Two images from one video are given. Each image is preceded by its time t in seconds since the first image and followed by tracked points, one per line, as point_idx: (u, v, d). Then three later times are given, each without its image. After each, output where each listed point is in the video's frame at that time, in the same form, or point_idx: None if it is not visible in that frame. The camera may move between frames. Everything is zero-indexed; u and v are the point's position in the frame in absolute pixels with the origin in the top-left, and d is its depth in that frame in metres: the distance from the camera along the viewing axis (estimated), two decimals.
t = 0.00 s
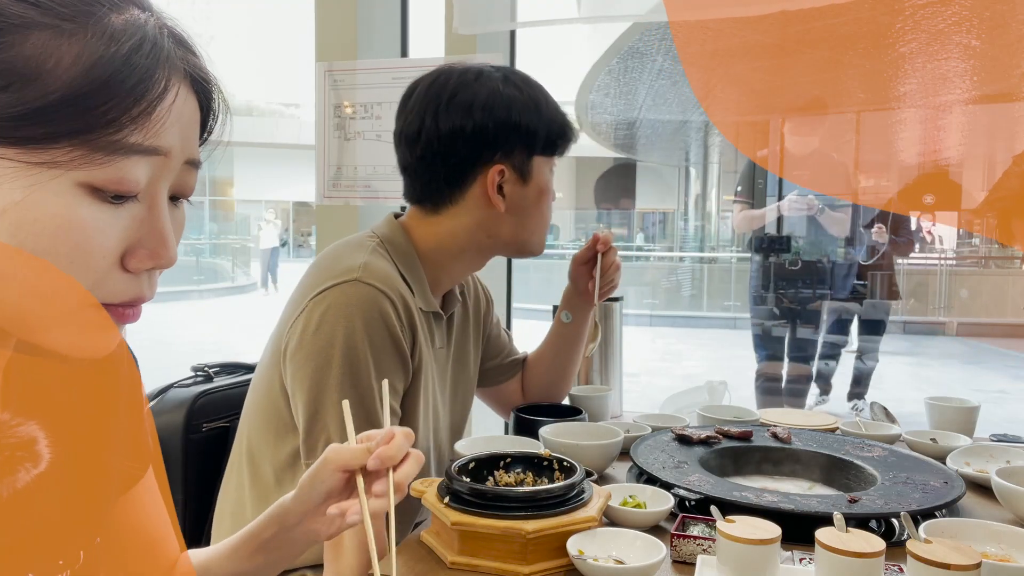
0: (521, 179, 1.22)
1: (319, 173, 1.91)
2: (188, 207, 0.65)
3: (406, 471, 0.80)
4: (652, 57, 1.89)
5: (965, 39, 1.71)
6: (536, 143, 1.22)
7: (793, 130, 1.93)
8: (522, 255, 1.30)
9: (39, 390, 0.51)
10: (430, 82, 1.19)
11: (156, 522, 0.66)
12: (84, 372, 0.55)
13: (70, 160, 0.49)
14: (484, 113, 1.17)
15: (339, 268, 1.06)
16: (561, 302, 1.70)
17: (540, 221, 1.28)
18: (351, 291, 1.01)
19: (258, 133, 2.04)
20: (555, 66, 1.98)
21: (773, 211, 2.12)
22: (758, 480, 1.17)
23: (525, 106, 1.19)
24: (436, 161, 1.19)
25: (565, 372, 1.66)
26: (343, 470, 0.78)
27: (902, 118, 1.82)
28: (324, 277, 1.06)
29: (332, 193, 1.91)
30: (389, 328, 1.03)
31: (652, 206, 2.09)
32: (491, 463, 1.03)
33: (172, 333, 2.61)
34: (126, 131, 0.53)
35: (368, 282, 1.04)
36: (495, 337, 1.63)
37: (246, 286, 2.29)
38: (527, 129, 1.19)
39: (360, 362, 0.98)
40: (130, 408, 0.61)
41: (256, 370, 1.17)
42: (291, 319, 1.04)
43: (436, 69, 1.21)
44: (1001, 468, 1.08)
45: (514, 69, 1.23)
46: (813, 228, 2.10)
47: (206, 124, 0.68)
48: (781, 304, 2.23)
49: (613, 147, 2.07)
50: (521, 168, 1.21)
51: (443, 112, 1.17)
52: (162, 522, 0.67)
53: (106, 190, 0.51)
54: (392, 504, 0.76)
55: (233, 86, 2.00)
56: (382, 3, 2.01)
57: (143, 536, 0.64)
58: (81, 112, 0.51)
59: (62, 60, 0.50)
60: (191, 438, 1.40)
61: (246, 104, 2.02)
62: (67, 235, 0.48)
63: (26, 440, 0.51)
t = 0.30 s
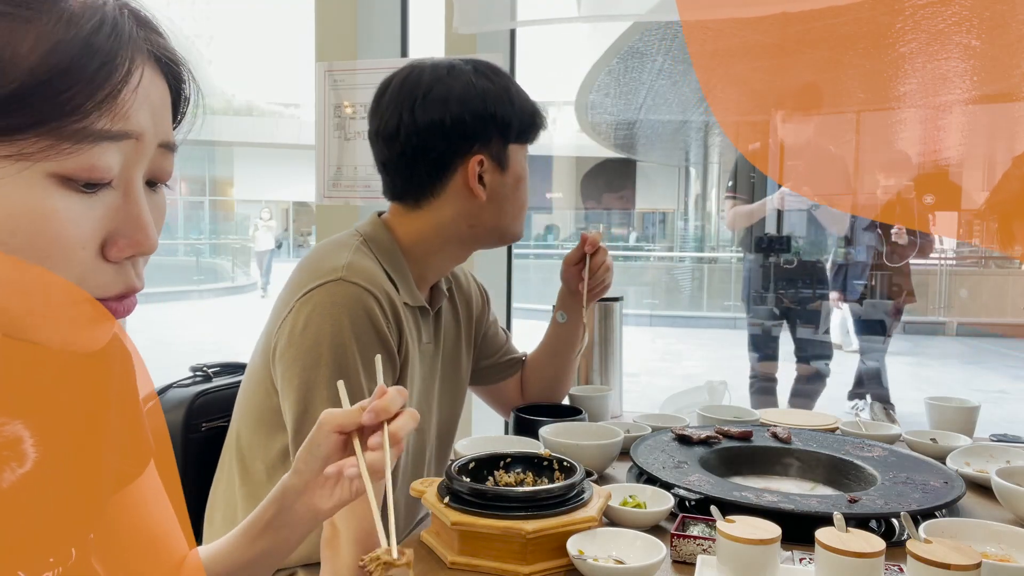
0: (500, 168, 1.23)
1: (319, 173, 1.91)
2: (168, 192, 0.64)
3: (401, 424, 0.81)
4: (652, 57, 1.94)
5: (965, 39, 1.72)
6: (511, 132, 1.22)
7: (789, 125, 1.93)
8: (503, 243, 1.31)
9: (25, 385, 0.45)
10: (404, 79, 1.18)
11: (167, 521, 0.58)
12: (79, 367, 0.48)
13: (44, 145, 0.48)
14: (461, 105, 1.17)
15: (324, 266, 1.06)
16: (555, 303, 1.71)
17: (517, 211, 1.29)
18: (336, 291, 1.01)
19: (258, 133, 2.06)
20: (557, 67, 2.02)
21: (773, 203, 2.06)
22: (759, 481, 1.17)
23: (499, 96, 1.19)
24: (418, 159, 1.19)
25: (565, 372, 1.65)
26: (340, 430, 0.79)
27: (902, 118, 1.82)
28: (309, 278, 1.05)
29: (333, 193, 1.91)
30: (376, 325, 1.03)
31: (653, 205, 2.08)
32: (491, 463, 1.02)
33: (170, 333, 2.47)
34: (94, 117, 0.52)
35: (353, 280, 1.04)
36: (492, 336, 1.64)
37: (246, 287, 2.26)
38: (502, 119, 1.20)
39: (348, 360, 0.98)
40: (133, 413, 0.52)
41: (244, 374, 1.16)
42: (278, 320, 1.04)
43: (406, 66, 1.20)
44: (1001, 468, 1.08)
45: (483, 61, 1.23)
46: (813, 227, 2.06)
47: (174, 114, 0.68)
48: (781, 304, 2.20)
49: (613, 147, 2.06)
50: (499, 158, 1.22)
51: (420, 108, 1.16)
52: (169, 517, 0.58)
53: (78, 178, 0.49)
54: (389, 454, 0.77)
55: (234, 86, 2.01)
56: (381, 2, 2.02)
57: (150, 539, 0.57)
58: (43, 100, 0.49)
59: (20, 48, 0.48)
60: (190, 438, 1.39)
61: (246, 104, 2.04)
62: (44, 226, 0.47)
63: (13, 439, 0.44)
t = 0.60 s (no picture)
0: (497, 171, 1.24)
1: (319, 173, 1.91)
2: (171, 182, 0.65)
3: (421, 426, 0.81)
4: (652, 57, 1.96)
5: (965, 40, 1.73)
6: (506, 134, 1.24)
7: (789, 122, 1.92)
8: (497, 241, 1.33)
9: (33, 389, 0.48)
10: (409, 80, 1.15)
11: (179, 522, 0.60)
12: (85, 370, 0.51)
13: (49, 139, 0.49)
14: (466, 108, 1.16)
15: (334, 268, 1.05)
16: (548, 303, 1.70)
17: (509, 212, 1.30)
18: (353, 292, 1.01)
19: (258, 132, 2.06)
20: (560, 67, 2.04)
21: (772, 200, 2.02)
22: (758, 480, 1.17)
23: (499, 100, 1.20)
24: (423, 161, 1.17)
25: (560, 371, 1.66)
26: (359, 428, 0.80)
27: (902, 118, 1.81)
28: (321, 279, 1.04)
29: (332, 193, 1.91)
30: (390, 325, 1.03)
31: (652, 205, 2.08)
32: (491, 463, 1.03)
33: (171, 333, 2.49)
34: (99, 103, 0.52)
35: (369, 281, 1.03)
36: (487, 336, 1.64)
37: (246, 287, 2.26)
38: (500, 123, 1.21)
39: (365, 360, 0.98)
40: (143, 414, 0.55)
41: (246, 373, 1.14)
42: (287, 321, 1.03)
43: (407, 66, 1.18)
44: (1002, 468, 1.08)
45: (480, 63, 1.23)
46: (813, 227, 2.03)
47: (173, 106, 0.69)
48: (781, 304, 2.19)
49: (613, 147, 2.06)
50: (496, 159, 1.23)
51: (426, 109, 1.14)
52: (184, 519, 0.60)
53: (86, 168, 0.50)
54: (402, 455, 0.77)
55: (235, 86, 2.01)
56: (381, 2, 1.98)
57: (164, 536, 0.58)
58: (49, 90, 0.50)
59: (26, 40, 0.50)
60: (189, 437, 1.39)
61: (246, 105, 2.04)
62: (50, 212, 0.48)
63: (21, 440, 0.48)
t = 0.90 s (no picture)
0: (499, 172, 1.24)
1: (319, 173, 1.88)
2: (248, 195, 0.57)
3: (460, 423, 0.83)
4: (651, 57, 1.96)
5: (965, 39, 1.73)
6: (509, 137, 1.24)
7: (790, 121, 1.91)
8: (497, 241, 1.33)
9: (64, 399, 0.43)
10: (412, 83, 1.15)
11: (207, 525, 0.55)
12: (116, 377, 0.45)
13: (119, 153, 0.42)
14: (469, 111, 1.16)
15: (338, 269, 1.05)
16: (546, 302, 1.70)
17: (508, 212, 1.30)
18: (359, 293, 1.01)
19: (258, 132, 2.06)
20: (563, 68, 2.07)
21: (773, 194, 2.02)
22: (758, 480, 1.17)
23: (503, 104, 1.21)
24: (426, 164, 1.17)
25: (558, 369, 1.66)
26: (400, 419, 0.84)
27: (902, 118, 1.82)
28: (325, 279, 1.04)
29: (332, 193, 1.91)
30: (397, 325, 1.03)
31: (652, 205, 2.11)
32: (491, 463, 1.03)
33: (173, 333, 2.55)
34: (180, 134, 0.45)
35: (376, 281, 1.03)
36: (486, 335, 1.63)
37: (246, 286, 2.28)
38: (503, 126, 1.21)
39: (371, 362, 0.98)
40: (169, 417, 0.49)
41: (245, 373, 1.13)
42: (291, 322, 1.02)
43: (411, 68, 1.17)
44: (1001, 468, 1.08)
45: (481, 65, 1.22)
46: (813, 228, 2.01)
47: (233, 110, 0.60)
48: (781, 305, 2.17)
49: (613, 147, 2.09)
50: (499, 161, 1.24)
51: (430, 112, 1.14)
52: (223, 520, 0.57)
53: (169, 185, 0.44)
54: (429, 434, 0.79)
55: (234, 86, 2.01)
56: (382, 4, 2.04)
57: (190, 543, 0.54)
58: (130, 115, 0.43)
59: (103, 64, 0.42)
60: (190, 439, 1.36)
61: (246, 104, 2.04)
62: (141, 242, 0.42)
63: (66, 475, 0.44)
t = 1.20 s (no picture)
0: (504, 176, 1.25)
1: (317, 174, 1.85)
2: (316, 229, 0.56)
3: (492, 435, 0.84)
4: (652, 57, 1.98)
5: (965, 39, 1.73)
6: (514, 142, 1.24)
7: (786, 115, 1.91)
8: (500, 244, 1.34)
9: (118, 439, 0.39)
10: (422, 88, 1.15)
11: None
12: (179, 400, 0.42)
13: (220, 195, 0.44)
14: (477, 116, 1.16)
15: (344, 269, 1.05)
16: (540, 299, 1.69)
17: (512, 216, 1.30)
18: (365, 295, 1.00)
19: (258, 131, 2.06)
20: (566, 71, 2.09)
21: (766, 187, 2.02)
22: (758, 481, 1.17)
23: (510, 110, 1.21)
24: (434, 170, 1.17)
25: (554, 369, 1.66)
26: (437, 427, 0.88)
27: (902, 118, 1.81)
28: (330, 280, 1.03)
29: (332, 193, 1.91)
30: (403, 327, 1.03)
31: (654, 205, 2.16)
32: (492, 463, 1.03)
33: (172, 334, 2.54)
34: (281, 162, 0.47)
35: (381, 282, 1.03)
36: (486, 335, 1.64)
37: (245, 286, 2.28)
38: (510, 131, 1.22)
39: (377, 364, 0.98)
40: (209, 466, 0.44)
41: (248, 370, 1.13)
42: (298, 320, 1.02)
43: (420, 72, 1.17)
44: (1001, 468, 1.08)
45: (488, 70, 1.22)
46: (813, 227, 2.00)
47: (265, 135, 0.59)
48: (781, 305, 2.15)
49: (613, 147, 2.14)
50: (504, 165, 1.24)
51: (440, 118, 1.14)
52: None
53: (268, 227, 0.47)
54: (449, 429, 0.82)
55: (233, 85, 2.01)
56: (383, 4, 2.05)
57: None
58: (259, 177, 0.46)
59: (234, 127, 0.43)
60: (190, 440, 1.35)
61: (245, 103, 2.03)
62: (252, 294, 0.46)
63: (130, 529, 0.40)
